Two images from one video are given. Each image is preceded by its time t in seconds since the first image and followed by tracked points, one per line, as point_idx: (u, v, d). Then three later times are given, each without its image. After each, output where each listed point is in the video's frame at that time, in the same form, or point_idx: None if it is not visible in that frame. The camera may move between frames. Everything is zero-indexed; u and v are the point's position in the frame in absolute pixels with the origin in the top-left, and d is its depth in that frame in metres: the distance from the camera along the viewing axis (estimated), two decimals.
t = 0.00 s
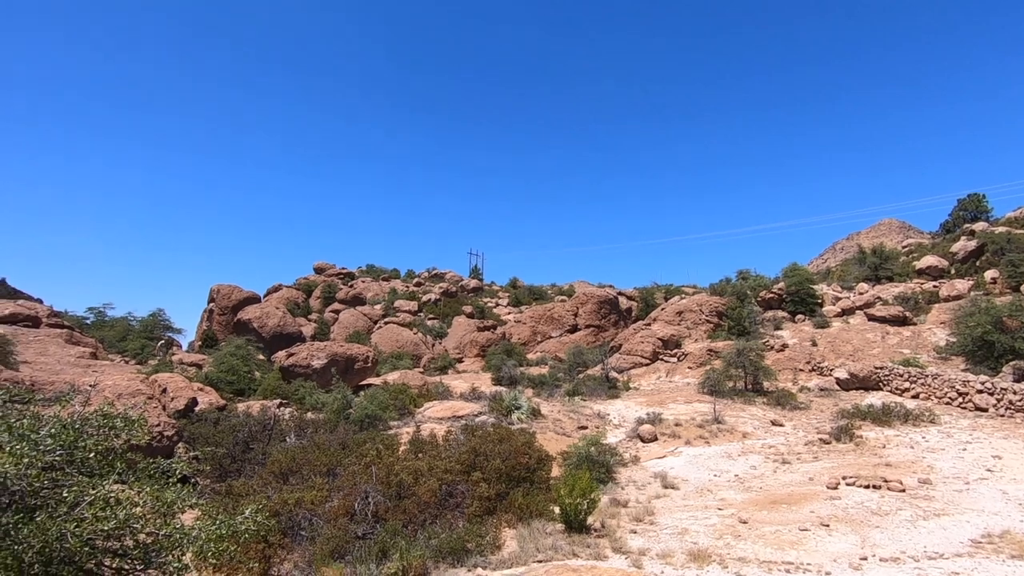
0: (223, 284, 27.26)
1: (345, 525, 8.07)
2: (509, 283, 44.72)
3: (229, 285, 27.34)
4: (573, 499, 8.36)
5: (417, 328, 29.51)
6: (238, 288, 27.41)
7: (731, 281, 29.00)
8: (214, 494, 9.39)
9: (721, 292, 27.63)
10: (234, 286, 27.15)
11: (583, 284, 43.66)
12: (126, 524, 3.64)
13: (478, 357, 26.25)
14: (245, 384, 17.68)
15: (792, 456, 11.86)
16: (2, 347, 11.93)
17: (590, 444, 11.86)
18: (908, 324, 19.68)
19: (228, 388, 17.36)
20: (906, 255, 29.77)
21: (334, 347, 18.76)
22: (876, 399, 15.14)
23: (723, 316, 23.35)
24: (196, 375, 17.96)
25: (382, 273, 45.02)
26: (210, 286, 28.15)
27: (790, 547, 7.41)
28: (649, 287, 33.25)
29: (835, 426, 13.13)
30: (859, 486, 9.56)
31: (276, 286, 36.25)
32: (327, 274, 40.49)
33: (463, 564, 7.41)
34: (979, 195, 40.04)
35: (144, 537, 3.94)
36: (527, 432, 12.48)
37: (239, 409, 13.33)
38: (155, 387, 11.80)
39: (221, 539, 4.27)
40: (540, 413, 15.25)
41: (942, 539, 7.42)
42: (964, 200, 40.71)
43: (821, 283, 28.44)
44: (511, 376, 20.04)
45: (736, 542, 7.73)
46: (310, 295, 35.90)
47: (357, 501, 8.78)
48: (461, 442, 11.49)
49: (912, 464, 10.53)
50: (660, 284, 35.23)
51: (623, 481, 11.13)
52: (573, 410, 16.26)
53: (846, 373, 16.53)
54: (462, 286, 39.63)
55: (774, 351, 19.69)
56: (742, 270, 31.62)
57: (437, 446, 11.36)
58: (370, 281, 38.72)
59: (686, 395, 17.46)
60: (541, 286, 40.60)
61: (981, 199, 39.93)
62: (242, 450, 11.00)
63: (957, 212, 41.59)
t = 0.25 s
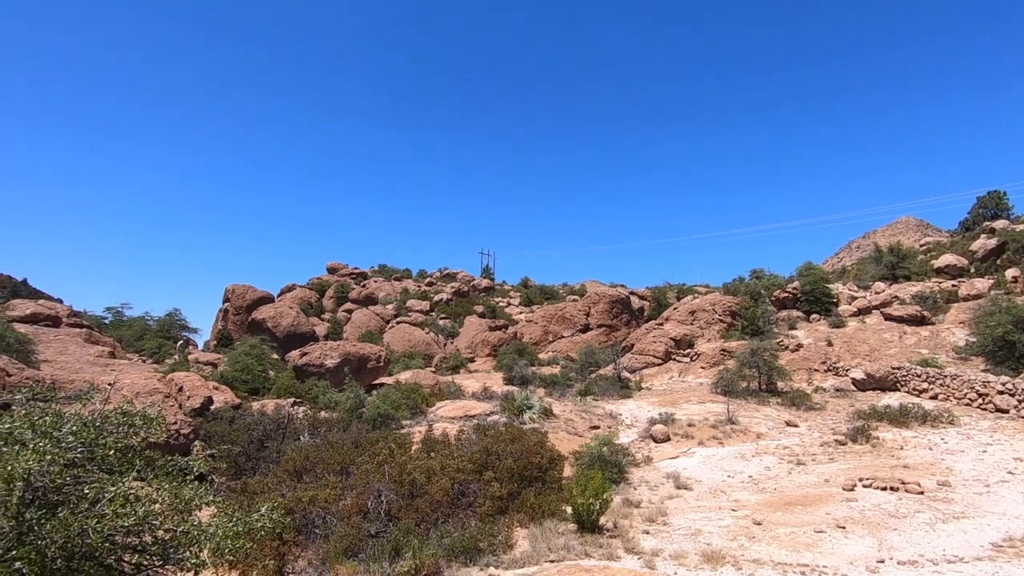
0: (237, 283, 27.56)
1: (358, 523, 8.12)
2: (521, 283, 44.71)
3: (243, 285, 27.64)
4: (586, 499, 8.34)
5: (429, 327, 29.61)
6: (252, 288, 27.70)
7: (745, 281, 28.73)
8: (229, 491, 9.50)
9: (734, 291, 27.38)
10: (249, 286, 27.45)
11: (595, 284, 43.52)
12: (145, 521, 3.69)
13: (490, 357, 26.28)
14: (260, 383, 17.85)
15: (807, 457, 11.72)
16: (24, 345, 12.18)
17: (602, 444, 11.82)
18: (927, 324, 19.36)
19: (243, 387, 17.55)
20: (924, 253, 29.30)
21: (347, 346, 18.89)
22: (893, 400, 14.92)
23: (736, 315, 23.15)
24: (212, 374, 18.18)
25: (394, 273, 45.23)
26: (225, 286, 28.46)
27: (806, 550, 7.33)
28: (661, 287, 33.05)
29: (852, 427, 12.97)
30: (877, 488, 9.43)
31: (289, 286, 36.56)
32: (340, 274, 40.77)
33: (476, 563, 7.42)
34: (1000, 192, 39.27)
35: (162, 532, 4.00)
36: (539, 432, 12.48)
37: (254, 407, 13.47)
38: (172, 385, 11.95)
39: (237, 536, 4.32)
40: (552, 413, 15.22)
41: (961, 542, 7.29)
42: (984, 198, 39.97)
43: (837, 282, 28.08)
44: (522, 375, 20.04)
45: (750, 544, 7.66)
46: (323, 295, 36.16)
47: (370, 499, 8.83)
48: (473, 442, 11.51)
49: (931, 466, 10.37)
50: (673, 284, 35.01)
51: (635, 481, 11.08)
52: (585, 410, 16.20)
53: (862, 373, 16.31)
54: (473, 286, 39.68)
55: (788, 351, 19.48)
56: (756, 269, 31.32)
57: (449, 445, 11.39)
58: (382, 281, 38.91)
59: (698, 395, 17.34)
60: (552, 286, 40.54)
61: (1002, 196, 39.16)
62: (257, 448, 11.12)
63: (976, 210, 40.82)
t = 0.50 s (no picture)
0: (252, 284, 27.87)
1: (372, 522, 8.17)
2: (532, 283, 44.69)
3: (257, 286, 27.94)
4: (598, 499, 8.32)
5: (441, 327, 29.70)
6: (267, 288, 27.99)
7: (759, 280, 28.47)
8: (245, 489, 9.61)
9: (748, 290, 27.13)
10: (263, 287, 27.74)
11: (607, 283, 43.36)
12: (164, 519, 3.76)
13: (502, 357, 26.29)
14: (274, 383, 18.03)
15: (823, 458, 11.58)
16: (45, 345, 12.42)
17: (615, 444, 11.77)
18: (946, 323, 19.03)
19: (257, 386, 17.73)
20: (942, 251, 28.80)
21: (360, 346, 19.01)
22: (911, 400, 14.71)
23: (750, 315, 22.94)
24: (227, 374, 18.39)
25: (406, 273, 45.42)
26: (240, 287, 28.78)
27: (822, 552, 7.24)
28: (674, 286, 32.84)
29: (869, 428, 12.80)
30: (895, 489, 9.29)
31: (303, 287, 36.87)
32: (352, 275, 41.04)
33: (488, 563, 7.43)
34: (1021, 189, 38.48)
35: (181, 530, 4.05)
36: (551, 432, 12.46)
37: (269, 407, 13.60)
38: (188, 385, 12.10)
39: (254, 533, 4.37)
40: (564, 413, 15.19)
41: (982, 546, 7.16)
42: (1005, 194, 39.21)
43: (853, 281, 27.71)
44: (534, 375, 20.03)
45: (765, 546, 7.59)
46: (336, 295, 36.43)
47: (384, 498, 8.88)
48: (486, 441, 11.53)
49: (950, 467, 10.19)
50: (686, 283, 34.78)
51: (649, 482, 11.03)
52: (597, 410, 16.15)
53: (879, 373, 16.09)
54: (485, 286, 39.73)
55: (803, 351, 19.27)
56: (770, 268, 31.02)
57: (461, 445, 11.42)
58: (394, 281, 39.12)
59: (712, 395, 17.21)
60: (564, 286, 40.47)
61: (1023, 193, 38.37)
62: (272, 447, 11.23)
63: (997, 207, 40.04)
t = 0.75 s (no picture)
0: (267, 284, 28.18)
1: (387, 521, 8.21)
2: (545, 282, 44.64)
3: (273, 286, 28.25)
4: (613, 499, 8.29)
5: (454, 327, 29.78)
6: (282, 289, 28.28)
7: (774, 279, 28.17)
8: (262, 488, 9.73)
9: (764, 289, 26.82)
10: (278, 287, 28.03)
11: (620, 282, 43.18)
12: (187, 516, 3.81)
13: (515, 356, 26.30)
14: (290, 383, 18.22)
15: (841, 459, 11.42)
16: (68, 346, 12.68)
17: (629, 444, 11.72)
18: (967, 322, 18.66)
19: (273, 386, 17.93)
20: (964, 249, 28.26)
21: (374, 346, 19.13)
22: (931, 400, 14.46)
23: (765, 314, 22.70)
24: (244, 373, 18.61)
25: (419, 273, 45.61)
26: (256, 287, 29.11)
27: (841, 554, 7.14)
28: (688, 285, 32.59)
29: (888, 428, 12.60)
30: (916, 491, 9.13)
31: (317, 287, 37.17)
32: (366, 275, 41.32)
33: (503, 562, 7.43)
34: None
35: (202, 528, 4.11)
36: (565, 431, 12.44)
37: (285, 406, 13.74)
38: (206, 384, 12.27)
39: (273, 531, 4.40)
40: (578, 412, 15.15)
41: (1007, 549, 7.00)
42: None
43: (871, 279, 27.29)
44: (548, 375, 19.99)
45: (783, 547, 7.50)
46: (350, 295, 36.72)
47: (398, 497, 8.92)
48: (500, 441, 11.54)
49: (973, 468, 10.00)
50: (700, 282, 34.51)
51: (664, 482, 10.96)
52: (611, 410, 16.08)
53: (899, 373, 15.84)
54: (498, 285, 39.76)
55: (820, 350, 19.02)
56: (786, 266, 30.65)
57: (475, 444, 11.45)
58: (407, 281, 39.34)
59: (727, 395, 17.05)
60: (577, 285, 40.37)
61: None
62: (288, 446, 11.36)
63: (1021, 203, 39.16)
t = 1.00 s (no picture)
0: (284, 285, 28.53)
1: (404, 520, 8.25)
2: (560, 282, 44.55)
3: (290, 287, 28.58)
4: (630, 500, 8.25)
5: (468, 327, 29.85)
6: (299, 290, 28.60)
7: (792, 277, 27.80)
8: (281, 487, 9.85)
9: (781, 288, 26.46)
10: (296, 288, 28.37)
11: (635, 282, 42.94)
12: (210, 513, 3.88)
13: (530, 356, 26.28)
14: (307, 383, 18.41)
15: (863, 460, 11.23)
16: (93, 346, 12.95)
17: (645, 444, 11.65)
18: (993, 320, 18.23)
19: (291, 386, 18.14)
20: (989, 246, 27.62)
21: (390, 346, 19.27)
22: (956, 401, 14.16)
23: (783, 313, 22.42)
24: (262, 373, 18.86)
25: (434, 273, 45.81)
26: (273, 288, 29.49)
27: (863, 556, 7.03)
28: (704, 284, 32.30)
29: (911, 429, 12.36)
30: (940, 493, 8.94)
31: (334, 288, 37.51)
32: (382, 275, 41.62)
33: (520, 562, 7.44)
34: None
35: (224, 525, 4.17)
36: (580, 431, 12.40)
37: (302, 406, 13.89)
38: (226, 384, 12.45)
39: (292, 529, 4.44)
40: (594, 412, 15.10)
41: None
42: None
43: (892, 277, 26.80)
44: (563, 375, 19.95)
45: (803, 549, 7.40)
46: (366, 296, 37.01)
47: (415, 497, 8.97)
48: (515, 441, 11.55)
49: (1000, 471, 9.76)
50: (716, 281, 34.18)
51: (681, 483, 10.88)
52: (627, 410, 16.00)
53: (922, 373, 15.54)
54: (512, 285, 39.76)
55: (840, 350, 18.73)
56: (804, 265, 30.23)
57: (491, 444, 11.47)
58: (422, 282, 39.55)
59: (745, 395, 16.87)
60: (591, 285, 40.25)
61: None
62: (306, 445, 11.49)
63: None
